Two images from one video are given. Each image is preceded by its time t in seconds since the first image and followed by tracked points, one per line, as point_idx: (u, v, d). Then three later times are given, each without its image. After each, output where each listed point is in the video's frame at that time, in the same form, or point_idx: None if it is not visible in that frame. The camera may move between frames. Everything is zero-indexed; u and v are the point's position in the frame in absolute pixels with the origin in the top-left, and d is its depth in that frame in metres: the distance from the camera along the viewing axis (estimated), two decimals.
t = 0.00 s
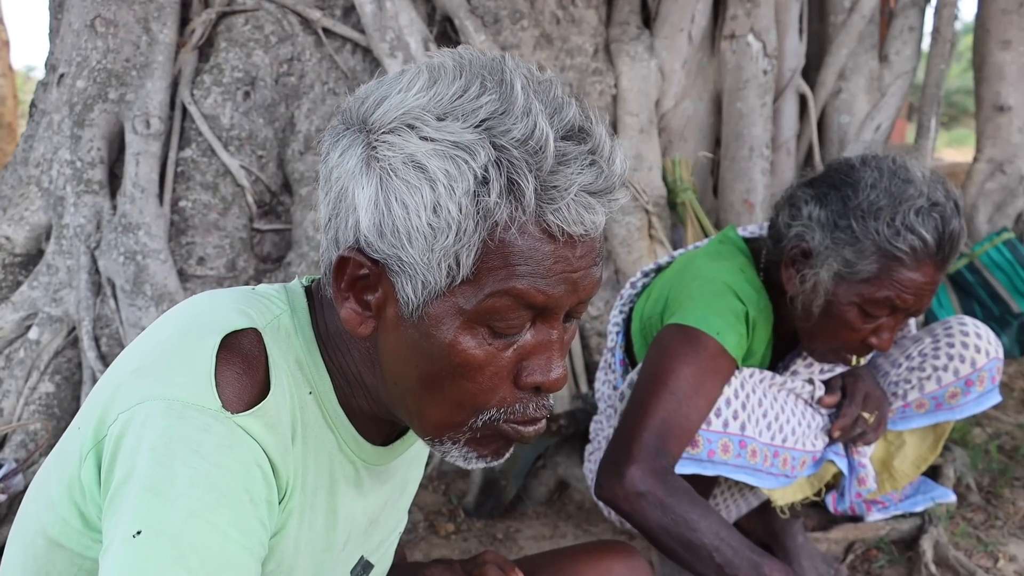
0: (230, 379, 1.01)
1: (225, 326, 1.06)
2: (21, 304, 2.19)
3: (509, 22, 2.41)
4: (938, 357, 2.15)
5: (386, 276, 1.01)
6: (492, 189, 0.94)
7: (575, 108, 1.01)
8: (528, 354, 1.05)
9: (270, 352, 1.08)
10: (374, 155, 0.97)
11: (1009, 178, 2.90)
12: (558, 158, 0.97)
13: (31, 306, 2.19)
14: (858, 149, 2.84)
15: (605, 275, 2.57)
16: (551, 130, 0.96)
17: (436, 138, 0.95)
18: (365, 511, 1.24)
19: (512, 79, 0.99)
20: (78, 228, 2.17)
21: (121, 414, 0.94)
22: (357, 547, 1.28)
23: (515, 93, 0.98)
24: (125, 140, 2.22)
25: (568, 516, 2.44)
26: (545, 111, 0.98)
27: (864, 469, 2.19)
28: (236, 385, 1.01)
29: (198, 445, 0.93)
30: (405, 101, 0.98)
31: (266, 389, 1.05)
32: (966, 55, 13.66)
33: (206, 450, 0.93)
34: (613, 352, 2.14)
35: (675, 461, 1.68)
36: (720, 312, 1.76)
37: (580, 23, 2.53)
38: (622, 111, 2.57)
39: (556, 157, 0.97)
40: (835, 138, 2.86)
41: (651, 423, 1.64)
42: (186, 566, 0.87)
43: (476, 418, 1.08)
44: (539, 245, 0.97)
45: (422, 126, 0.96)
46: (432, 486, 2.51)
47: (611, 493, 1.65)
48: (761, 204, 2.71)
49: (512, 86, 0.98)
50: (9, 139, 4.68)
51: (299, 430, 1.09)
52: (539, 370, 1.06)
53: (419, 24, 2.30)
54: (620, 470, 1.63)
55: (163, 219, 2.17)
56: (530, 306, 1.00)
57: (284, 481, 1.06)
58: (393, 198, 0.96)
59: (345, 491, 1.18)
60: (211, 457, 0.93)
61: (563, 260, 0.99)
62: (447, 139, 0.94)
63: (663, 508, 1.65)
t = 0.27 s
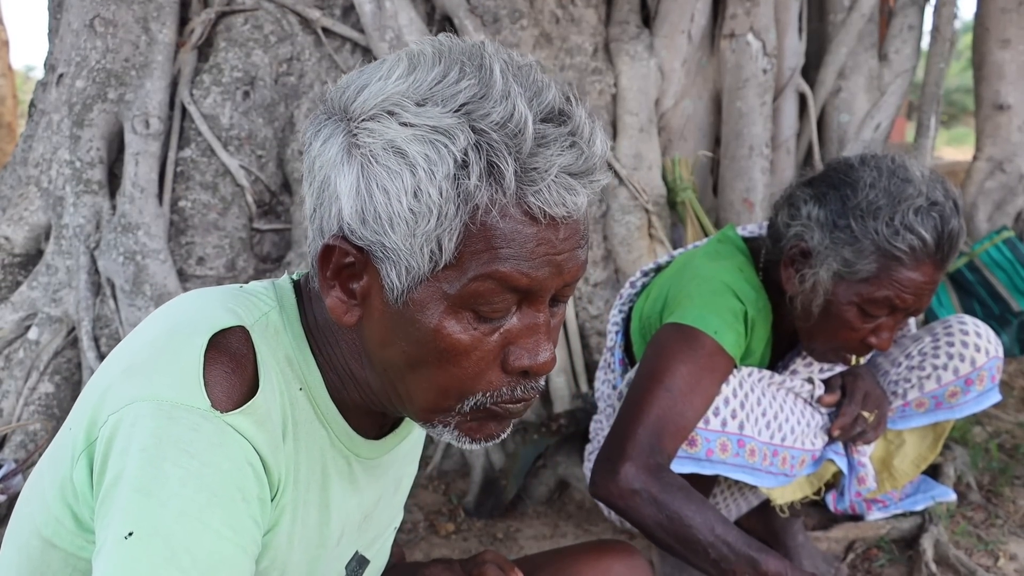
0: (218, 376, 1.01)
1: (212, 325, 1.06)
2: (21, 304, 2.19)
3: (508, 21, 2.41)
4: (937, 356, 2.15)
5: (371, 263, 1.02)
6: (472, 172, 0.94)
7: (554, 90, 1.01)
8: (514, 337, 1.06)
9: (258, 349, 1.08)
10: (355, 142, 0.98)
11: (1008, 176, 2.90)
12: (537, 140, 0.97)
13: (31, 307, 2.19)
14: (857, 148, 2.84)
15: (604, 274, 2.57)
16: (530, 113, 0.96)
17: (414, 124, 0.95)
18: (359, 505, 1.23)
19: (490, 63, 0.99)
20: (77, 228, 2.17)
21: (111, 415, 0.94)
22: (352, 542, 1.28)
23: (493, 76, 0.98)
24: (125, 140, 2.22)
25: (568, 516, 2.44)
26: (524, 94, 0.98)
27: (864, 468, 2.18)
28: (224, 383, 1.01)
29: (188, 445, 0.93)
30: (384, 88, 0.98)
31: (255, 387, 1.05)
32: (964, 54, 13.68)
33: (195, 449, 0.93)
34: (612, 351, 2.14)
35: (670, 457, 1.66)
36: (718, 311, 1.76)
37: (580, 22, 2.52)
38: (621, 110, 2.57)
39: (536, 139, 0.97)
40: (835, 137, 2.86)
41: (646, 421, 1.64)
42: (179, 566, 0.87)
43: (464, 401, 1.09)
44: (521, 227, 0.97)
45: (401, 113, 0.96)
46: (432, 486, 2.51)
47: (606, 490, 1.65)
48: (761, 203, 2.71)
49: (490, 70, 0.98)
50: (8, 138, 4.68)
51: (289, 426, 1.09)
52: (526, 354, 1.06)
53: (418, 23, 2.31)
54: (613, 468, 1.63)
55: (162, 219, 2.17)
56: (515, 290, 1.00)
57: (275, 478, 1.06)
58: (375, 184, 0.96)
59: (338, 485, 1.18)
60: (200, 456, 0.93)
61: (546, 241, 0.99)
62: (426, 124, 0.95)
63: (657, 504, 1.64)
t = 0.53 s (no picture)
0: (187, 365, 1.00)
1: (183, 313, 1.06)
2: (20, 304, 2.18)
3: (508, 21, 2.40)
4: (937, 356, 2.15)
5: (330, 225, 1.01)
6: (417, 117, 0.95)
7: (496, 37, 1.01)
8: (476, 287, 1.04)
9: (228, 335, 1.08)
10: (304, 103, 0.98)
11: (1008, 176, 2.90)
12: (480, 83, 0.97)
13: (31, 307, 2.19)
14: (857, 147, 2.85)
15: (604, 274, 2.57)
16: (471, 57, 0.97)
17: (358, 77, 0.96)
18: (344, 489, 1.23)
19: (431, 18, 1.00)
20: (77, 228, 2.17)
21: (84, 406, 0.94)
22: (340, 528, 1.27)
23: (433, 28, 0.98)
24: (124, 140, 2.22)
25: (568, 515, 2.44)
26: (465, 41, 0.98)
27: (863, 468, 2.18)
28: (195, 372, 1.01)
29: (154, 436, 0.93)
30: (330, 50, 0.99)
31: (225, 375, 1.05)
32: (964, 53, 13.68)
33: (162, 440, 0.93)
34: (612, 351, 2.14)
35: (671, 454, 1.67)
36: (716, 311, 1.75)
37: (579, 21, 2.53)
38: (621, 110, 2.57)
39: (478, 81, 0.97)
40: (834, 136, 2.86)
41: (643, 422, 1.64)
42: (149, 560, 0.87)
43: (433, 358, 1.07)
44: (472, 169, 0.97)
45: (346, 69, 0.97)
46: (432, 485, 2.51)
47: (605, 490, 1.66)
48: (761, 202, 2.71)
49: (431, 23, 0.99)
50: (8, 138, 4.67)
51: (264, 412, 1.09)
52: (489, 304, 1.05)
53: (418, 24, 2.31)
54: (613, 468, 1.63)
55: (162, 219, 2.17)
56: (471, 235, 1.00)
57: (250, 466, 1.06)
58: (326, 142, 0.97)
59: (320, 470, 1.17)
60: (168, 446, 0.93)
61: (499, 183, 0.99)
62: (370, 76, 0.95)
63: (657, 502, 1.64)
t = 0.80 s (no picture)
0: (127, 351, 1.02)
1: (130, 302, 1.08)
2: (21, 304, 2.18)
3: (507, 21, 2.46)
4: (937, 354, 2.15)
5: (259, 190, 1.03)
6: (321, 69, 0.97)
7: None
8: (404, 241, 1.04)
9: (176, 320, 1.09)
10: (224, 72, 1.02)
11: (1007, 175, 2.90)
12: (383, 33, 0.99)
13: (31, 307, 2.19)
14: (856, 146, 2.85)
15: (604, 274, 2.57)
16: (373, 10, 0.99)
17: (268, 38, 0.99)
18: (314, 472, 1.23)
19: None
20: (77, 229, 2.17)
21: (29, 390, 0.99)
22: (315, 511, 1.27)
23: None
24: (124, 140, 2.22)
25: (568, 515, 2.44)
26: None
27: (865, 467, 2.19)
28: (138, 357, 1.02)
29: (81, 419, 0.96)
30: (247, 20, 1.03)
31: (172, 364, 1.05)
32: (964, 53, 13.69)
33: (89, 423, 0.96)
34: (612, 351, 2.13)
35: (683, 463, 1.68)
36: (719, 310, 1.75)
37: (579, 21, 2.55)
38: (620, 109, 2.57)
39: (381, 31, 0.99)
40: (834, 136, 2.86)
41: (660, 428, 1.64)
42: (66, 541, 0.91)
43: (370, 316, 1.06)
44: (382, 116, 0.99)
45: (258, 34, 1.00)
46: (432, 485, 2.52)
47: (622, 496, 1.66)
48: (761, 202, 2.71)
49: None
50: (8, 139, 4.68)
51: (217, 395, 1.10)
52: (417, 258, 1.04)
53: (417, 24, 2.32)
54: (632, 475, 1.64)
55: (162, 219, 2.18)
56: (390, 187, 1.00)
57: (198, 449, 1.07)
58: (244, 105, 1.00)
59: (287, 454, 1.18)
60: (95, 430, 0.96)
61: (411, 130, 1.00)
62: (279, 36, 0.98)
63: (673, 514, 1.65)
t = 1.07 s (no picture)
0: (79, 369, 1.03)
1: (81, 318, 1.09)
2: (22, 306, 2.18)
3: (507, 21, 2.46)
4: (938, 355, 2.15)
5: (205, 181, 1.04)
6: (256, 52, 0.98)
7: None
8: (352, 223, 1.05)
9: (128, 329, 1.10)
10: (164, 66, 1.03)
11: (1007, 175, 2.90)
12: (315, 15, 1.01)
13: (32, 308, 2.19)
14: (856, 146, 2.85)
15: (605, 274, 2.56)
16: None
17: (204, 27, 1.00)
18: (284, 468, 1.25)
19: None
20: (78, 230, 2.18)
21: None
22: (291, 505, 1.29)
23: None
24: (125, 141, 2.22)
25: (569, 515, 2.44)
26: None
27: (866, 467, 2.19)
28: (91, 375, 1.03)
29: (39, 443, 0.96)
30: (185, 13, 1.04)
31: (127, 379, 1.06)
32: (963, 51, 13.70)
33: (48, 446, 0.96)
34: (613, 351, 2.14)
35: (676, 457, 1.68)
36: (719, 310, 1.75)
37: (579, 22, 2.54)
38: (621, 110, 2.57)
39: (314, 13, 1.01)
40: (834, 136, 2.86)
41: (651, 426, 1.65)
42: (35, 564, 0.93)
43: (324, 300, 1.06)
44: (321, 97, 1.00)
45: (194, 25, 1.01)
46: (433, 486, 2.53)
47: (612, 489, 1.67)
48: (761, 202, 2.72)
49: None
50: (8, 139, 4.68)
51: (177, 401, 1.11)
52: (365, 238, 1.05)
53: (418, 24, 2.32)
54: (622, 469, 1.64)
55: (164, 220, 2.19)
56: (334, 169, 1.01)
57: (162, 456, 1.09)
58: (184, 96, 1.01)
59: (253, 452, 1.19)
60: (53, 452, 0.96)
61: (351, 109, 1.01)
62: (215, 24, 1.00)
63: (664, 510, 1.65)
